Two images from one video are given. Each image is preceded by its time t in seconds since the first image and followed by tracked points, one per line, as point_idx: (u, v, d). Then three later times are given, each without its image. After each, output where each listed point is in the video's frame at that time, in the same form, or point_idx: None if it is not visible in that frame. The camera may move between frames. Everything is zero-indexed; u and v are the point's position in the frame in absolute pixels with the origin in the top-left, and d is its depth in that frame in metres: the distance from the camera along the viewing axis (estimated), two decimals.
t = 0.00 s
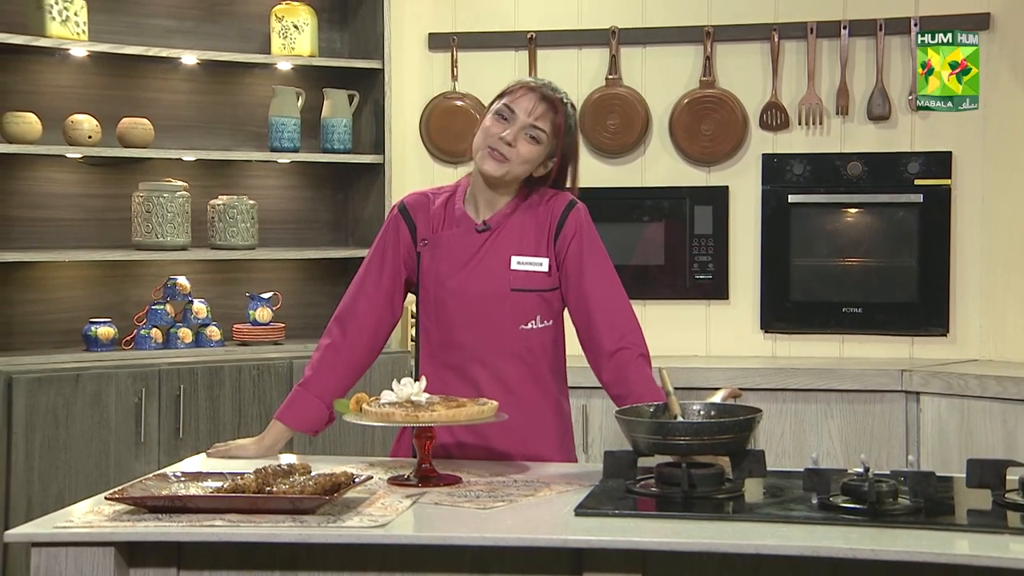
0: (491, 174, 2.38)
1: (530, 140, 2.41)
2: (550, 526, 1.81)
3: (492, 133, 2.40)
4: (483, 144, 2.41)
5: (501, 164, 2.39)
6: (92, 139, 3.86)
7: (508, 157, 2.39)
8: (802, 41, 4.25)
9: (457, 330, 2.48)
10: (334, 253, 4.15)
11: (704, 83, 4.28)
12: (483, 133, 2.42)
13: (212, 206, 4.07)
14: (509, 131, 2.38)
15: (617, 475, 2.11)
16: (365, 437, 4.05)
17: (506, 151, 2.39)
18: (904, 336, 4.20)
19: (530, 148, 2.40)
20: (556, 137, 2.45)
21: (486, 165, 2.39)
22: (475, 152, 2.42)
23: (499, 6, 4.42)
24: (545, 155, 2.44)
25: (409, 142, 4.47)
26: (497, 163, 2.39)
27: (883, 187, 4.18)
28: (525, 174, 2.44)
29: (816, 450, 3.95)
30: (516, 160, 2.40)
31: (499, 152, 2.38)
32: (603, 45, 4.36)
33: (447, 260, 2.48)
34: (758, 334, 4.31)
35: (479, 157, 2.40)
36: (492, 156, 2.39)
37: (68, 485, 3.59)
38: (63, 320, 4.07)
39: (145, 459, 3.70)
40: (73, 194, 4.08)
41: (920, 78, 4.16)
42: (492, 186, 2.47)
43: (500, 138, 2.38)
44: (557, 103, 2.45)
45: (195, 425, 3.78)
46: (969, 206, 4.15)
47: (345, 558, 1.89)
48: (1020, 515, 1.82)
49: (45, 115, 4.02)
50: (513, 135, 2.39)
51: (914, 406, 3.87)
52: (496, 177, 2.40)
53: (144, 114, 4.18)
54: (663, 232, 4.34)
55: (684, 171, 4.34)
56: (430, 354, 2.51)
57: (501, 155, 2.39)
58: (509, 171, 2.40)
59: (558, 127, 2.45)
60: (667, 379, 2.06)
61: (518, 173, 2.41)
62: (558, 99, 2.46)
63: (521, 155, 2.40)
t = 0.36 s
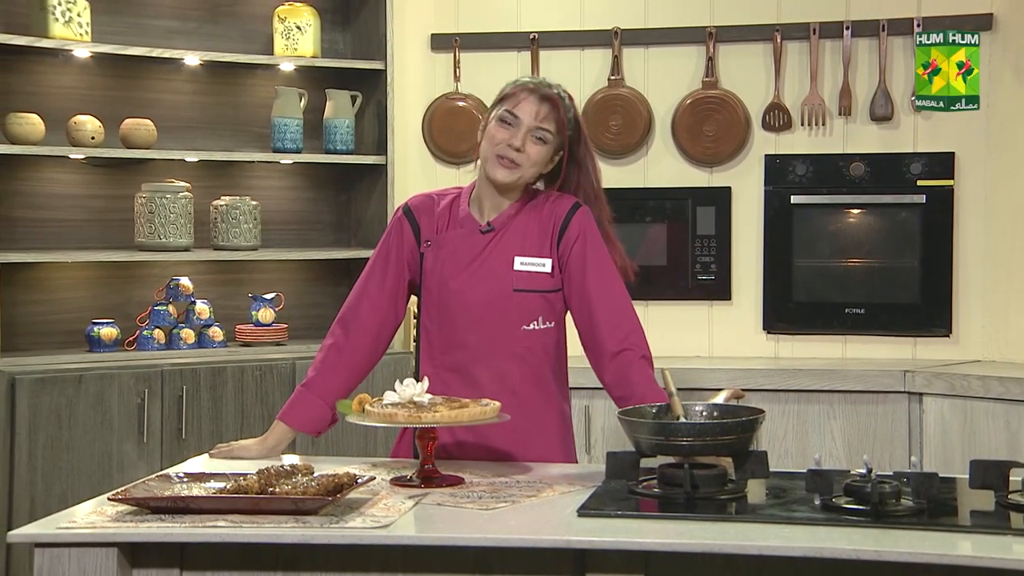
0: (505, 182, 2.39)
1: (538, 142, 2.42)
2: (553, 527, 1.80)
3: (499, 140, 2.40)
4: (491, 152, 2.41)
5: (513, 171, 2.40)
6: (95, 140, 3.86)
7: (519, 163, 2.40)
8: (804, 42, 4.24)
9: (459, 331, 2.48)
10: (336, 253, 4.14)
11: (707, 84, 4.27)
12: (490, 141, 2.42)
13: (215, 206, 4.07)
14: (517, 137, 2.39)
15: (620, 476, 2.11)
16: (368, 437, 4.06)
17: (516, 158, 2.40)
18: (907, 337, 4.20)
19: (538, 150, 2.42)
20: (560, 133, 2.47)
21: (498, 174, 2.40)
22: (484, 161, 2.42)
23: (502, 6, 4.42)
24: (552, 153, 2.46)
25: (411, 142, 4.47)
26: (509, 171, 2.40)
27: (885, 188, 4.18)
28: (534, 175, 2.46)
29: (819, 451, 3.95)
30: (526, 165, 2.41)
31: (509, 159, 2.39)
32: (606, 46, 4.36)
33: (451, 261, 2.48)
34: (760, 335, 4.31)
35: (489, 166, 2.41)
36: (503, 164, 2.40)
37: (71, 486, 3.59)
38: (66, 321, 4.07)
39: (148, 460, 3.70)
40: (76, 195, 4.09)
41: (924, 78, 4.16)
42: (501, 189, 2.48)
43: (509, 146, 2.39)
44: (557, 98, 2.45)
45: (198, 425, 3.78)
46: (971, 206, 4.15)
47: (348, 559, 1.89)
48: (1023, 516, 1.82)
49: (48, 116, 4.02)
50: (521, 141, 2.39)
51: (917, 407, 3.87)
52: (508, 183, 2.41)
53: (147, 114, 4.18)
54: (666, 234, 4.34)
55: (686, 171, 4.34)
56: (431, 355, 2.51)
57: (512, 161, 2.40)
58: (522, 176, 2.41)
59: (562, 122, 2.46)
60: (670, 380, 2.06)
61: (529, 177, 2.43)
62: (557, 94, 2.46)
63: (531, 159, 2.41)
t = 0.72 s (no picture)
0: (500, 177, 2.37)
1: (516, 128, 2.39)
2: (554, 527, 1.81)
3: (477, 141, 2.38)
4: (474, 156, 2.39)
5: (500, 164, 2.37)
6: (97, 140, 3.86)
7: (504, 154, 2.37)
8: (806, 42, 4.24)
9: (461, 332, 2.48)
10: (338, 253, 4.15)
11: (709, 84, 4.27)
12: (468, 146, 2.40)
13: (217, 206, 4.08)
14: (492, 131, 2.37)
15: (622, 476, 2.10)
16: (370, 437, 4.06)
17: (499, 151, 2.37)
18: (909, 336, 4.19)
19: (519, 136, 2.39)
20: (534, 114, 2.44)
21: (490, 172, 2.37)
22: (470, 167, 2.40)
23: (504, 6, 4.43)
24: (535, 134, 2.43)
25: (413, 143, 4.47)
26: (497, 166, 2.37)
27: (888, 188, 4.18)
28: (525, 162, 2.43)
29: (821, 451, 3.95)
30: (511, 153, 2.38)
31: (493, 155, 2.37)
32: (608, 46, 4.36)
33: (453, 262, 2.48)
34: (762, 335, 4.31)
35: (478, 169, 2.38)
36: (490, 162, 2.37)
37: (73, 486, 3.59)
38: (68, 321, 4.07)
39: (150, 460, 3.70)
40: (79, 195, 4.09)
41: (927, 78, 4.16)
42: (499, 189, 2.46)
43: (488, 143, 2.37)
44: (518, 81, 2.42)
45: (200, 425, 3.78)
46: (973, 206, 4.14)
47: (349, 559, 1.89)
48: None
49: (51, 116, 4.03)
50: (496, 133, 2.37)
51: (919, 407, 3.87)
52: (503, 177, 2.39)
53: (149, 115, 4.18)
54: (667, 233, 4.34)
55: (688, 171, 4.34)
56: (434, 356, 2.52)
57: (498, 155, 2.37)
58: (512, 167, 2.38)
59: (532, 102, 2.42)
60: (671, 380, 2.07)
61: (519, 165, 2.40)
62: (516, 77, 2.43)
63: (515, 147, 2.38)
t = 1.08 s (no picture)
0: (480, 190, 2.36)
1: (492, 139, 2.36)
2: (556, 527, 1.81)
3: (455, 155, 2.37)
4: (454, 170, 2.38)
5: (479, 178, 2.35)
6: (99, 140, 3.86)
7: (481, 168, 2.35)
8: (808, 43, 4.24)
9: (459, 335, 2.48)
10: (339, 253, 4.15)
11: (710, 84, 4.27)
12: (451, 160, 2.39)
13: (219, 207, 4.08)
14: (466, 145, 2.35)
15: (624, 476, 2.10)
16: (371, 437, 4.06)
17: (476, 164, 2.35)
18: (911, 337, 4.19)
19: (496, 148, 2.36)
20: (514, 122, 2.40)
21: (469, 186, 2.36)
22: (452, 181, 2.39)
23: (506, 6, 4.43)
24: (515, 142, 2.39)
25: (414, 143, 4.47)
26: (476, 180, 2.36)
27: (889, 188, 4.17)
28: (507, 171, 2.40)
29: (823, 451, 3.95)
30: (489, 165, 2.36)
31: (470, 170, 2.35)
32: (609, 47, 4.36)
33: (450, 265, 2.48)
34: (764, 335, 4.31)
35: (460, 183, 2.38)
36: (468, 176, 2.36)
37: (74, 486, 3.59)
38: (70, 321, 4.07)
39: (151, 460, 3.70)
40: (80, 195, 4.09)
41: (929, 78, 4.15)
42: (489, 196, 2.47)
43: (464, 157, 2.35)
44: (494, 91, 2.39)
45: (202, 425, 3.78)
46: (974, 207, 4.14)
47: (351, 558, 1.89)
48: None
49: (52, 117, 4.03)
50: (471, 147, 2.35)
51: (920, 407, 3.86)
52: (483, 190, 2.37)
53: (151, 115, 4.18)
54: (669, 233, 4.34)
55: (690, 171, 4.34)
56: (434, 358, 2.52)
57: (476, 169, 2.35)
58: (489, 179, 2.36)
59: (507, 109, 2.38)
60: (673, 380, 2.07)
61: (499, 175, 2.37)
62: (492, 87, 2.40)
63: (493, 158, 2.36)
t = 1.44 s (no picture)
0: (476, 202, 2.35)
1: (487, 149, 2.36)
2: (558, 527, 1.81)
3: (450, 165, 2.37)
4: (450, 179, 2.38)
5: (475, 189, 2.35)
6: (101, 140, 3.86)
7: (476, 178, 2.35)
8: (810, 43, 4.24)
9: (458, 340, 2.49)
10: (342, 253, 4.15)
11: (712, 84, 4.27)
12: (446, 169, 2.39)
13: (221, 207, 4.08)
14: (462, 155, 2.34)
15: (626, 476, 2.10)
16: (373, 437, 4.06)
17: (472, 174, 2.35)
18: (913, 337, 4.19)
19: (491, 157, 2.36)
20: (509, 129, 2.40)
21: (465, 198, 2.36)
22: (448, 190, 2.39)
23: (508, 6, 4.43)
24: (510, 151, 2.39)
25: (416, 143, 4.47)
26: (472, 191, 2.35)
27: (891, 188, 4.17)
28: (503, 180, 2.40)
29: (825, 452, 3.95)
30: (485, 175, 2.36)
31: (465, 180, 2.35)
32: (611, 46, 4.36)
33: (446, 272, 2.48)
34: (766, 335, 4.31)
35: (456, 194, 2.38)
36: (464, 186, 2.36)
37: (77, 486, 3.59)
38: (72, 321, 4.07)
39: (153, 460, 3.71)
40: (83, 195, 4.09)
41: (933, 78, 4.15)
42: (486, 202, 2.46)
43: (459, 167, 2.35)
44: (489, 98, 2.38)
45: (204, 425, 3.79)
46: (977, 207, 4.14)
47: (352, 558, 1.89)
48: None
49: (55, 117, 4.03)
50: (467, 157, 2.34)
51: (923, 407, 3.86)
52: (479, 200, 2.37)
53: (153, 115, 4.18)
54: (671, 233, 4.33)
55: (692, 171, 4.34)
56: (433, 361, 2.53)
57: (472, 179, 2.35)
58: (485, 189, 2.36)
59: (502, 117, 2.38)
60: (676, 380, 2.07)
61: (495, 186, 2.37)
62: (487, 94, 2.39)
63: (489, 168, 2.36)
